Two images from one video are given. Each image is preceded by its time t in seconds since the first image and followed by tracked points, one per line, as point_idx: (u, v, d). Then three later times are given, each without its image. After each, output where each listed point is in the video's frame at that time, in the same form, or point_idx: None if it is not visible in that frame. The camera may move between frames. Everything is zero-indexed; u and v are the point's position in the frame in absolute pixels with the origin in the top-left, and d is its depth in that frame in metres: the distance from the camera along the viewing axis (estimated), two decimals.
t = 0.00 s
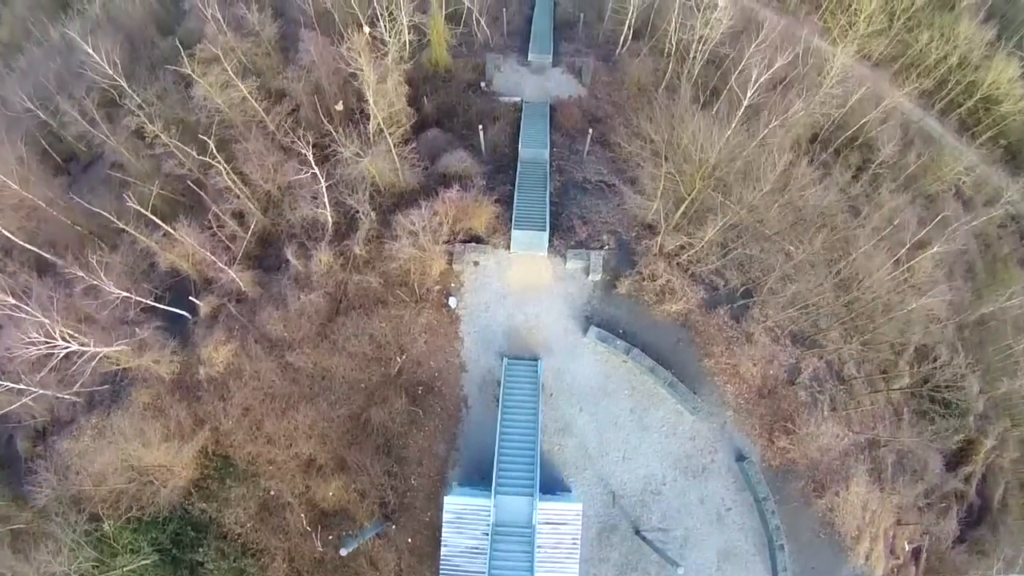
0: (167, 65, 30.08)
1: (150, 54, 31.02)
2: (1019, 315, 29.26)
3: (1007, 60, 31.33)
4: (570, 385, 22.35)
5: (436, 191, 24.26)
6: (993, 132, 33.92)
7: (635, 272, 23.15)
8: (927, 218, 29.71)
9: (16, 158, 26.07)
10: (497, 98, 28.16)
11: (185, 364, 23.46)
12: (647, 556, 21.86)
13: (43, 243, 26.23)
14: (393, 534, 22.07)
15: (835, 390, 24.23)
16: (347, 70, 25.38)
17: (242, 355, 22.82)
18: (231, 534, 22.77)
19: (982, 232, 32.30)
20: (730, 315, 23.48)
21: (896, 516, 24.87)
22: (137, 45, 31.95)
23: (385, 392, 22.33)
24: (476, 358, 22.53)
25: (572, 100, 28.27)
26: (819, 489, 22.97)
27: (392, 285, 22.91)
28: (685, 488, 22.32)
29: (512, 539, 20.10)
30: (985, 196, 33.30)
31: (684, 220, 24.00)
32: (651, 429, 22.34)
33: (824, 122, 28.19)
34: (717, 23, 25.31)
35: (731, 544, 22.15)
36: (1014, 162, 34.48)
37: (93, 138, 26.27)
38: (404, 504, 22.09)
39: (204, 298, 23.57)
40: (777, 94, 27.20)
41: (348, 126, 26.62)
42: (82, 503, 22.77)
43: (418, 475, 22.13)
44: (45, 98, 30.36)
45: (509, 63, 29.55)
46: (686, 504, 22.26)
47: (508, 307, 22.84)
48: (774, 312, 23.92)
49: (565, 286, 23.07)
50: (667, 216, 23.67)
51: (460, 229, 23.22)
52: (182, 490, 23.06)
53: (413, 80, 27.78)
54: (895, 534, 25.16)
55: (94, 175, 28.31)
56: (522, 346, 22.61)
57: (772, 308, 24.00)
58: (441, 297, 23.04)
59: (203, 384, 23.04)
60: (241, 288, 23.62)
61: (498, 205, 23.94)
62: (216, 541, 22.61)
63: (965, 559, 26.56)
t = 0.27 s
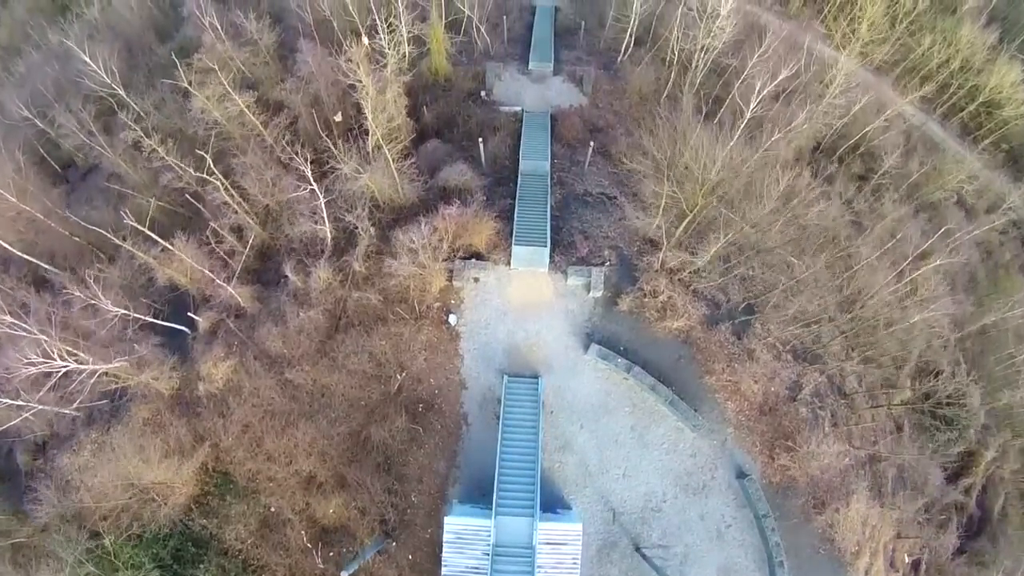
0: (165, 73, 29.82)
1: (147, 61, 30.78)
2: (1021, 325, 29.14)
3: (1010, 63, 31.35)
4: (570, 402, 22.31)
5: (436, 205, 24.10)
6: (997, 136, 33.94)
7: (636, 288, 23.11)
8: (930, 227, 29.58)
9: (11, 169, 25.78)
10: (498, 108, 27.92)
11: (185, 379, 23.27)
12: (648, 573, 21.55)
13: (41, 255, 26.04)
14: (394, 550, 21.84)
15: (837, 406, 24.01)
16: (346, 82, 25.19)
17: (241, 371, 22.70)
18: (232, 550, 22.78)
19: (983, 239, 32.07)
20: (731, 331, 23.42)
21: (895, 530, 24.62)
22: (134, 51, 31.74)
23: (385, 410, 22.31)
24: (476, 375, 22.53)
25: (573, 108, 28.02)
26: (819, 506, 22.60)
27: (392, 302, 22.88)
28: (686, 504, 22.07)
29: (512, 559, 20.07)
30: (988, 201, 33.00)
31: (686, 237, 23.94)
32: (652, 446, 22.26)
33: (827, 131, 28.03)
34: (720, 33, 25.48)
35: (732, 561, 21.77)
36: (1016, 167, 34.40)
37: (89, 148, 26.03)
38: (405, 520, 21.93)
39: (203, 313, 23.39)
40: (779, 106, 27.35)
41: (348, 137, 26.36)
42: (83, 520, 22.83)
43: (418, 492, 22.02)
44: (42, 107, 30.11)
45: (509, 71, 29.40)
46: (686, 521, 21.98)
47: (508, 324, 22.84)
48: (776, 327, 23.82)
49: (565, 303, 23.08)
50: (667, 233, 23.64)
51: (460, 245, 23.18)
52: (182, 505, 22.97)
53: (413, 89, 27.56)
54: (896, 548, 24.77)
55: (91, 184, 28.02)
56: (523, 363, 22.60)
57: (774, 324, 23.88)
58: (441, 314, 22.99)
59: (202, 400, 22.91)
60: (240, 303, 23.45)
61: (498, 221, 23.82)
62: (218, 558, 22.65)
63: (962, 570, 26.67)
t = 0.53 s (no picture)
0: (162, 81, 29.59)
1: (145, 68, 30.54)
2: None
3: (1012, 68, 31.26)
4: (570, 420, 22.20)
5: (436, 220, 23.95)
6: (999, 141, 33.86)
7: (637, 305, 23.02)
8: (930, 236, 29.43)
9: (8, 181, 25.60)
10: (498, 119, 27.72)
11: (184, 396, 23.23)
12: None
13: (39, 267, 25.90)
14: (393, 568, 21.55)
15: (837, 420, 23.93)
16: (345, 94, 25.00)
17: (241, 388, 22.61)
18: (232, 567, 22.68)
19: (985, 247, 31.85)
20: (733, 348, 23.34)
21: (895, 544, 24.43)
22: (132, 59, 31.55)
23: (385, 428, 22.26)
24: (476, 393, 22.44)
25: (574, 118, 27.78)
26: (819, 523, 22.49)
27: (391, 319, 22.81)
28: (686, 522, 21.84)
29: None
30: (989, 208, 32.76)
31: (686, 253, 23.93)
32: (652, 464, 22.12)
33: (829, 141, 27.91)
34: (724, 41, 25.45)
35: None
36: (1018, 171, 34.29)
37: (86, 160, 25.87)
38: (405, 536, 21.70)
39: (202, 329, 23.29)
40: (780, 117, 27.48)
41: (346, 149, 26.16)
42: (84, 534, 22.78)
43: (418, 509, 21.86)
44: (39, 114, 29.92)
45: (509, 80, 29.22)
46: (686, 539, 21.71)
47: (508, 341, 22.74)
48: (777, 343, 23.75)
49: (565, 320, 23.00)
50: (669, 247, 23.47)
51: (460, 262, 23.09)
52: (183, 522, 22.81)
53: (412, 99, 27.37)
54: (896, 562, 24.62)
55: (90, 195, 27.89)
56: (523, 381, 22.48)
57: (775, 339, 23.79)
58: (440, 332, 22.91)
59: (202, 417, 22.87)
60: (239, 319, 23.34)
61: (499, 236, 23.67)
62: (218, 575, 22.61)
63: None
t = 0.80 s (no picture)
0: (160, 91, 29.48)
1: (143, 77, 30.40)
2: None
3: (1014, 73, 30.86)
4: (571, 438, 21.98)
5: (436, 235, 23.84)
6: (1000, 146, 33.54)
7: (638, 323, 22.91)
8: (931, 245, 29.14)
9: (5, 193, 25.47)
10: (498, 130, 27.50)
11: (183, 413, 23.12)
12: None
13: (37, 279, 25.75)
14: None
15: (838, 436, 23.80)
16: (343, 107, 24.80)
17: (240, 405, 22.50)
18: None
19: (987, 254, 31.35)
20: (734, 366, 23.24)
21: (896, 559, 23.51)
22: (130, 67, 31.39)
23: (385, 446, 22.18)
24: (476, 412, 22.31)
25: (574, 129, 27.60)
26: (818, 540, 22.33)
27: (391, 338, 22.75)
28: (686, 540, 21.52)
29: None
30: (990, 215, 32.43)
31: (687, 270, 23.88)
32: (653, 482, 21.80)
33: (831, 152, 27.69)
34: (727, 52, 25.22)
35: None
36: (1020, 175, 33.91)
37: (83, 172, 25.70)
38: (404, 555, 21.48)
39: (201, 346, 23.17)
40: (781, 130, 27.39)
41: (345, 163, 26.02)
42: (85, 550, 22.81)
43: (418, 528, 21.67)
44: (35, 122, 29.74)
45: (510, 89, 29.02)
46: (687, 557, 21.39)
47: (508, 359, 22.62)
48: (777, 359, 23.67)
49: (566, 337, 22.88)
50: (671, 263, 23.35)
51: (460, 279, 22.99)
52: (183, 540, 22.67)
53: (411, 109, 27.10)
54: None
55: (89, 206, 27.79)
56: (523, 399, 22.34)
57: (776, 356, 23.71)
58: (440, 350, 22.81)
59: (202, 435, 22.77)
60: (237, 335, 23.18)
61: (499, 252, 23.54)
62: None
63: None
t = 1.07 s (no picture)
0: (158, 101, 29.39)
1: (142, 87, 30.31)
2: None
3: (1015, 79, 30.62)
4: (571, 457, 21.82)
5: (436, 252, 23.80)
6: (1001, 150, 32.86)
7: (640, 341, 22.85)
8: (932, 256, 28.96)
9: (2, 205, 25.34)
10: (498, 141, 27.34)
11: (183, 430, 22.99)
12: None
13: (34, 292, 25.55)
14: None
15: (838, 452, 23.78)
16: (342, 120, 24.69)
17: (240, 423, 22.42)
18: None
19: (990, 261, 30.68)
20: (735, 384, 23.23)
21: None
22: (129, 76, 31.24)
23: (386, 465, 22.12)
24: (476, 430, 22.21)
25: (575, 141, 27.49)
26: (819, 559, 21.78)
27: (392, 356, 22.71)
28: (686, 559, 21.14)
29: None
30: (991, 222, 31.69)
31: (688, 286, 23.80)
32: (653, 500, 21.55)
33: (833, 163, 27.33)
34: (729, 63, 25.46)
35: None
36: None
37: (80, 185, 25.53)
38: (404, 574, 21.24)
39: (200, 363, 23.08)
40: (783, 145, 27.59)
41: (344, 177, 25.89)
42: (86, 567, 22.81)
43: (419, 546, 21.43)
44: (33, 130, 29.56)
45: (510, 100, 28.75)
46: None
47: (509, 377, 22.53)
48: (778, 376, 23.61)
49: (566, 355, 22.78)
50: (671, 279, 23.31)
51: (460, 297, 22.94)
52: (182, 557, 22.48)
53: (409, 121, 26.96)
54: None
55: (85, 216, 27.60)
56: (523, 417, 22.22)
57: (777, 373, 23.66)
58: (441, 368, 22.74)
59: (201, 452, 22.65)
60: (236, 352, 23.01)
61: (499, 269, 23.44)
62: None
63: None
